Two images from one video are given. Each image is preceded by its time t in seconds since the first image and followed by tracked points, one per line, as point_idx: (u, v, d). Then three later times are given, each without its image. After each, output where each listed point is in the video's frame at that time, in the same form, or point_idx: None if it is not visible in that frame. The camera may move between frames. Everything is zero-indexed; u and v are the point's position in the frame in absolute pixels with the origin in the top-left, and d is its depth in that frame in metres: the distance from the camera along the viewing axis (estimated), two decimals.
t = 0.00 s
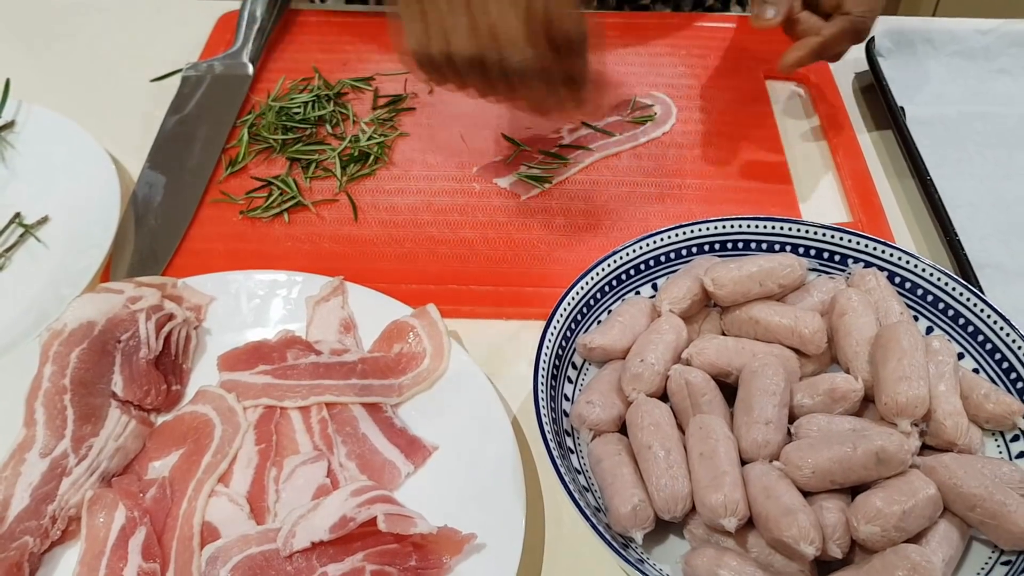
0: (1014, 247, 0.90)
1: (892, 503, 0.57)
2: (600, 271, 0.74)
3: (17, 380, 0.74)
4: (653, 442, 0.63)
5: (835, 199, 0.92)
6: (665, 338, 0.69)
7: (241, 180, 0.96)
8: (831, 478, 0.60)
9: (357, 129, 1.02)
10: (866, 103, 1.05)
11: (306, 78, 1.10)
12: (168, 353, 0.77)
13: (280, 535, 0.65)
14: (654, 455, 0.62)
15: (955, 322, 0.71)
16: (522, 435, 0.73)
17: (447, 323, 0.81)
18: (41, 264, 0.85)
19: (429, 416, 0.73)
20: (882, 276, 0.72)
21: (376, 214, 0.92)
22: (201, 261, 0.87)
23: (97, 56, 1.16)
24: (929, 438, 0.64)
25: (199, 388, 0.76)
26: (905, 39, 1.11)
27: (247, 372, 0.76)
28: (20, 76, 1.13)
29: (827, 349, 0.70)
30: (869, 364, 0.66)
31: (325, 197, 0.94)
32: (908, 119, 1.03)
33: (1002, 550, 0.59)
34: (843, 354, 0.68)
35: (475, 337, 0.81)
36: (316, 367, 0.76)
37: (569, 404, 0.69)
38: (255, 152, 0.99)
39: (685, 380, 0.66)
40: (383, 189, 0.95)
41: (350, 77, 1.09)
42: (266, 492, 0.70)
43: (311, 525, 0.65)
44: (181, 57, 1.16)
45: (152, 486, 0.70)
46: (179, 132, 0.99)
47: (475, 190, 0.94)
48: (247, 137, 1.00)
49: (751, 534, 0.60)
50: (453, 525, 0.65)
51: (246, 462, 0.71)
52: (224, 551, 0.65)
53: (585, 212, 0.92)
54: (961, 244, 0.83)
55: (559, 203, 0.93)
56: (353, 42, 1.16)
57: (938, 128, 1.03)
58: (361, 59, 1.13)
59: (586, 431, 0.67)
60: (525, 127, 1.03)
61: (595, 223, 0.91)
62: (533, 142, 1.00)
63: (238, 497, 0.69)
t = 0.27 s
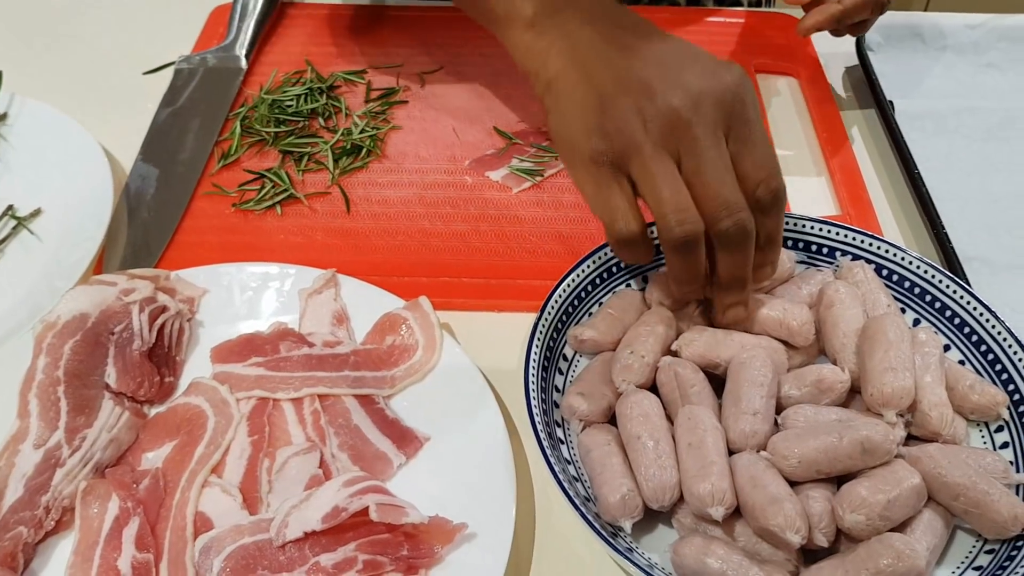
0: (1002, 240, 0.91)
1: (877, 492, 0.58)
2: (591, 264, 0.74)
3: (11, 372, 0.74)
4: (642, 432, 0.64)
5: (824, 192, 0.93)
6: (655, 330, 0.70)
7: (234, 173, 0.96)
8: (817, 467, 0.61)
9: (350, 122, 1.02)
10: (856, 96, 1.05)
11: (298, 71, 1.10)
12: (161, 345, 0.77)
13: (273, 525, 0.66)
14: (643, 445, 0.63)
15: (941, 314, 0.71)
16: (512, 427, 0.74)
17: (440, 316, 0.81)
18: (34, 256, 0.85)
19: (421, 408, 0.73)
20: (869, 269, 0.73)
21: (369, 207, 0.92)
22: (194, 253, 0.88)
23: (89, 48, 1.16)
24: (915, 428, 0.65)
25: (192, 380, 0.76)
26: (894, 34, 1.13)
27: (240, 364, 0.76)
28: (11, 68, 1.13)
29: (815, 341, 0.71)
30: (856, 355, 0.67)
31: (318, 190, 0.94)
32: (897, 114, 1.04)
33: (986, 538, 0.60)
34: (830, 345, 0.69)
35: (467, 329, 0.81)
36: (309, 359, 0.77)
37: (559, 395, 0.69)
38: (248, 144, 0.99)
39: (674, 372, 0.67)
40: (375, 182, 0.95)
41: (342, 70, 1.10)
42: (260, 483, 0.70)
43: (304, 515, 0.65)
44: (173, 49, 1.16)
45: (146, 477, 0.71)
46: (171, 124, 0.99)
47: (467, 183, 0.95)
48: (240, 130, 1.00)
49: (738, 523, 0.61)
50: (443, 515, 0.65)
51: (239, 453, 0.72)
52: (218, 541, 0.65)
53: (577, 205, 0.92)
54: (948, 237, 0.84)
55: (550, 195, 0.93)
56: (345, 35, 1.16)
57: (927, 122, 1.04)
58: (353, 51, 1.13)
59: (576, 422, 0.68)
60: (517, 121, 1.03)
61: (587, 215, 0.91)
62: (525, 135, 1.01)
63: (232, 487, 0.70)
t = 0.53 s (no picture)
0: (990, 236, 0.91)
1: (864, 486, 0.58)
2: (580, 260, 0.74)
3: None
4: (631, 427, 0.64)
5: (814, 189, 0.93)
6: (643, 326, 0.70)
7: (224, 169, 0.96)
8: (805, 462, 0.61)
9: (340, 118, 1.02)
10: (845, 93, 1.06)
11: (289, 67, 1.10)
12: (150, 342, 0.77)
13: (262, 520, 0.65)
14: (632, 439, 0.63)
15: (929, 309, 0.72)
16: (502, 422, 0.74)
17: (430, 312, 0.81)
18: (24, 253, 0.85)
19: (410, 404, 0.73)
20: (858, 264, 0.73)
21: (359, 203, 0.92)
22: (184, 250, 0.88)
23: (79, 45, 1.16)
24: (902, 423, 0.65)
25: (181, 376, 0.76)
26: (884, 31, 1.13)
27: (230, 360, 0.76)
28: (1, 65, 1.13)
29: (804, 337, 0.71)
30: (844, 350, 0.67)
31: (308, 186, 0.94)
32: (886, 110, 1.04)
33: (974, 532, 0.60)
34: (819, 340, 0.69)
35: (457, 325, 0.81)
36: (298, 355, 0.77)
37: (549, 390, 0.70)
38: (238, 141, 0.99)
39: (663, 367, 0.67)
40: (366, 179, 0.95)
41: (332, 66, 1.09)
42: (250, 478, 0.70)
43: (293, 510, 0.65)
44: (163, 46, 1.16)
45: (135, 473, 0.70)
46: (161, 121, 0.99)
47: (457, 179, 0.95)
48: (230, 127, 1.00)
49: (726, 517, 0.61)
50: (433, 510, 0.65)
51: (228, 449, 0.72)
52: (207, 536, 0.65)
53: (567, 201, 0.92)
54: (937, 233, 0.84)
55: (541, 192, 0.93)
56: (335, 31, 1.16)
57: (917, 118, 1.04)
58: (343, 48, 1.13)
59: (565, 417, 0.68)
60: (508, 117, 1.03)
61: (577, 212, 0.91)
62: (515, 132, 1.01)
63: (221, 483, 0.70)
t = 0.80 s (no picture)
0: (978, 235, 0.92)
1: (851, 485, 0.58)
2: (568, 261, 0.74)
3: None
4: (619, 428, 0.64)
5: (801, 189, 0.93)
6: (631, 326, 0.70)
7: (213, 173, 0.96)
8: (792, 461, 0.61)
9: (329, 121, 1.02)
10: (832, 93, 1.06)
11: (277, 71, 1.10)
12: (139, 346, 0.77)
13: (251, 524, 0.65)
14: (620, 440, 0.63)
15: (915, 308, 0.72)
16: (491, 424, 0.74)
17: (418, 314, 0.81)
18: (13, 258, 0.84)
19: (399, 406, 0.73)
20: (844, 264, 0.73)
21: (347, 206, 0.92)
22: (173, 254, 0.87)
23: (67, 49, 1.16)
24: (889, 421, 0.65)
25: (170, 381, 0.76)
26: (871, 30, 1.12)
27: (219, 364, 0.76)
28: None
29: (791, 336, 0.71)
30: (830, 350, 0.67)
31: (296, 189, 0.94)
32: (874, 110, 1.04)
33: (961, 530, 0.60)
34: (805, 340, 0.69)
35: (446, 327, 0.81)
36: (287, 358, 0.77)
37: (537, 392, 0.70)
38: (226, 145, 0.99)
39: (650, 368, 0.67)
40: (354, 182, 0.95)
41: (321, 69, 1.09)
42: (238, 482, 0.70)
43: (281, 514, 0.65)
44: (152, 49, 1.16)
45: (124, 477, 0.70)
46: (149, 125, 0.99)
47: (446, 181, 0.95)
48: (218, 130, 0.99)
49: (714, 517, 0.61)
50: (422, 512, 0.65)
51: (217, 453, 0.72)
52: (196, 541, 0.65)
53: (556, 203, 0.92)
54: (923, 232, 0.84)
55: (530, 193, 0.94)
56: (323, 34, 1.16)
57: (904, 118, 1.05)
58: (332, 51, 1.13)
59: (553, 418, 0.68)
60: (496, 119, 1.03)
61: (566, 213, 0.91)
62: (504, 134, 1.01)
63: (210, 487, 0.70)
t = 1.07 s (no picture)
0: (969, 236, 0.92)
1: (839, 489, 0.58)
2: (557, 264, 0.74)
3: None
4: (607, 432, 0.64)
5: (792, 191, 0.93)
6: (619, 330, 0.70)
7: (203, 176, 0.96)
8: (779, 465, 0.61)
9: (319, 124, 1.02)
10: (824, 95, 1.06)
11: (267, 73, 1.09)
12: (127, 350, 0.76)
13: (239, 530, 0.65)
14: (608, 445, 0.63)
15: (904, 310, 0.72)
16: (479, 428, 0.74)
17: (407, 318, 0.81)
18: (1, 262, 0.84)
19: (388, 410, 0.73)
20: (833, 266, 0.73)
21: (337, 209, 0.92)
22: (162, 258, 0.87)
23: (57, 53, 1.16)
24: (877, 424, 0.65)
25: (158, 385, 0.76)
26: (861, 29, 1.12)
27: (208, 369, 0.76)
28: None
29: (779, 339, 0.71)
30: (819, 353, 0.67)
31: (286, 193, 0.94)
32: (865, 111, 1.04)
33: (949, 534, 0.60)
34: (794, 343, 0.69)
35: (435, 330, 0.81)
36: (276, 363, 0.77)
37: (526, 395, 0.69)
38: (216, 148, 0.99)
39: (639, 371, 0.67)
40: (344, 185, 0.95)
41: (312, 72, 1.09)
42: (226, 487, 0.70)
43: (269, 519, 0.65)
44: (143, 52, 1.15)
45: (112, 483, 0.70)
46: (139, 128, 0.98)
47: (436, 184, 0.95)
48: (208, 133, 0.99)
49: (702, 522, 0.61)
50: (410, 518, 0.65)
51: (206, 458, 0.72)
52: (183, 546, 0.65)
53: (546, 205, 0.92)
54: (914, 234, 0.84)
55: (520, 196, 0.93)
56: (314, 37, 1.15)
57: (895, 119, 1.05)
58: (323, 54, 1.13)
59: (541, 422, 0.67)
60: (487, 121, 1.03)
61: (556, 216, 0.91)
62: (494, 137, 1.01)
63: (198, 492, 0.69)
